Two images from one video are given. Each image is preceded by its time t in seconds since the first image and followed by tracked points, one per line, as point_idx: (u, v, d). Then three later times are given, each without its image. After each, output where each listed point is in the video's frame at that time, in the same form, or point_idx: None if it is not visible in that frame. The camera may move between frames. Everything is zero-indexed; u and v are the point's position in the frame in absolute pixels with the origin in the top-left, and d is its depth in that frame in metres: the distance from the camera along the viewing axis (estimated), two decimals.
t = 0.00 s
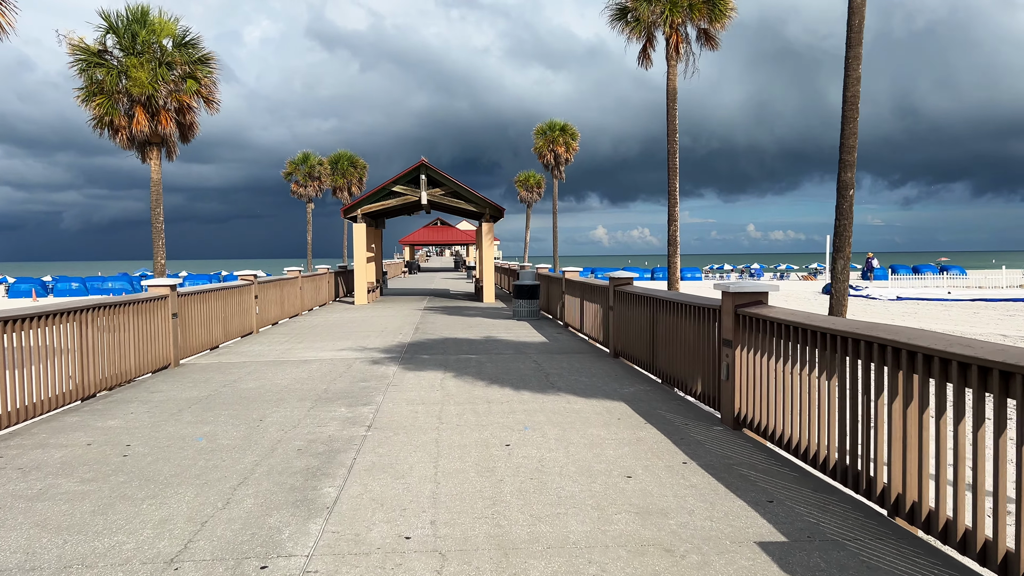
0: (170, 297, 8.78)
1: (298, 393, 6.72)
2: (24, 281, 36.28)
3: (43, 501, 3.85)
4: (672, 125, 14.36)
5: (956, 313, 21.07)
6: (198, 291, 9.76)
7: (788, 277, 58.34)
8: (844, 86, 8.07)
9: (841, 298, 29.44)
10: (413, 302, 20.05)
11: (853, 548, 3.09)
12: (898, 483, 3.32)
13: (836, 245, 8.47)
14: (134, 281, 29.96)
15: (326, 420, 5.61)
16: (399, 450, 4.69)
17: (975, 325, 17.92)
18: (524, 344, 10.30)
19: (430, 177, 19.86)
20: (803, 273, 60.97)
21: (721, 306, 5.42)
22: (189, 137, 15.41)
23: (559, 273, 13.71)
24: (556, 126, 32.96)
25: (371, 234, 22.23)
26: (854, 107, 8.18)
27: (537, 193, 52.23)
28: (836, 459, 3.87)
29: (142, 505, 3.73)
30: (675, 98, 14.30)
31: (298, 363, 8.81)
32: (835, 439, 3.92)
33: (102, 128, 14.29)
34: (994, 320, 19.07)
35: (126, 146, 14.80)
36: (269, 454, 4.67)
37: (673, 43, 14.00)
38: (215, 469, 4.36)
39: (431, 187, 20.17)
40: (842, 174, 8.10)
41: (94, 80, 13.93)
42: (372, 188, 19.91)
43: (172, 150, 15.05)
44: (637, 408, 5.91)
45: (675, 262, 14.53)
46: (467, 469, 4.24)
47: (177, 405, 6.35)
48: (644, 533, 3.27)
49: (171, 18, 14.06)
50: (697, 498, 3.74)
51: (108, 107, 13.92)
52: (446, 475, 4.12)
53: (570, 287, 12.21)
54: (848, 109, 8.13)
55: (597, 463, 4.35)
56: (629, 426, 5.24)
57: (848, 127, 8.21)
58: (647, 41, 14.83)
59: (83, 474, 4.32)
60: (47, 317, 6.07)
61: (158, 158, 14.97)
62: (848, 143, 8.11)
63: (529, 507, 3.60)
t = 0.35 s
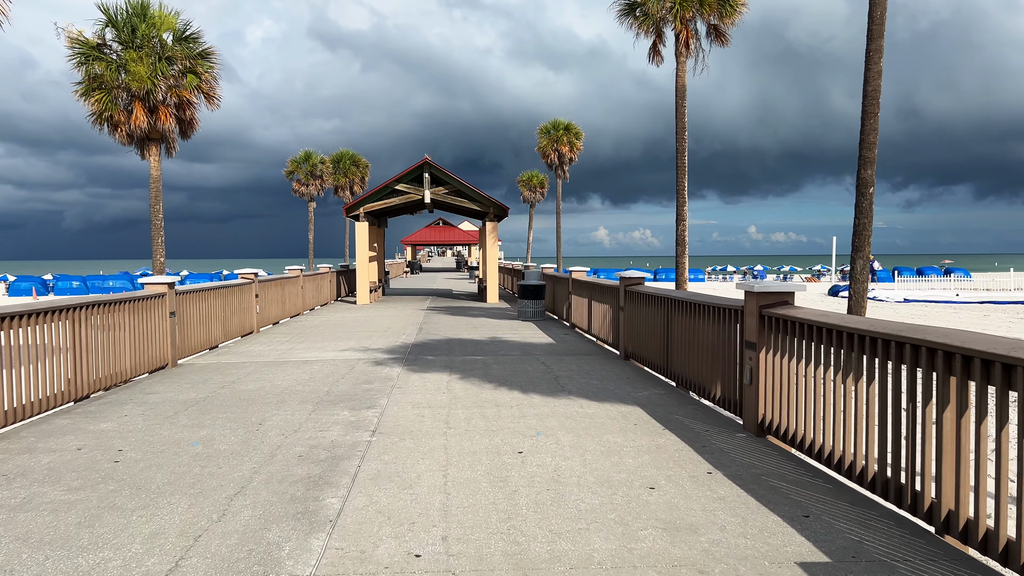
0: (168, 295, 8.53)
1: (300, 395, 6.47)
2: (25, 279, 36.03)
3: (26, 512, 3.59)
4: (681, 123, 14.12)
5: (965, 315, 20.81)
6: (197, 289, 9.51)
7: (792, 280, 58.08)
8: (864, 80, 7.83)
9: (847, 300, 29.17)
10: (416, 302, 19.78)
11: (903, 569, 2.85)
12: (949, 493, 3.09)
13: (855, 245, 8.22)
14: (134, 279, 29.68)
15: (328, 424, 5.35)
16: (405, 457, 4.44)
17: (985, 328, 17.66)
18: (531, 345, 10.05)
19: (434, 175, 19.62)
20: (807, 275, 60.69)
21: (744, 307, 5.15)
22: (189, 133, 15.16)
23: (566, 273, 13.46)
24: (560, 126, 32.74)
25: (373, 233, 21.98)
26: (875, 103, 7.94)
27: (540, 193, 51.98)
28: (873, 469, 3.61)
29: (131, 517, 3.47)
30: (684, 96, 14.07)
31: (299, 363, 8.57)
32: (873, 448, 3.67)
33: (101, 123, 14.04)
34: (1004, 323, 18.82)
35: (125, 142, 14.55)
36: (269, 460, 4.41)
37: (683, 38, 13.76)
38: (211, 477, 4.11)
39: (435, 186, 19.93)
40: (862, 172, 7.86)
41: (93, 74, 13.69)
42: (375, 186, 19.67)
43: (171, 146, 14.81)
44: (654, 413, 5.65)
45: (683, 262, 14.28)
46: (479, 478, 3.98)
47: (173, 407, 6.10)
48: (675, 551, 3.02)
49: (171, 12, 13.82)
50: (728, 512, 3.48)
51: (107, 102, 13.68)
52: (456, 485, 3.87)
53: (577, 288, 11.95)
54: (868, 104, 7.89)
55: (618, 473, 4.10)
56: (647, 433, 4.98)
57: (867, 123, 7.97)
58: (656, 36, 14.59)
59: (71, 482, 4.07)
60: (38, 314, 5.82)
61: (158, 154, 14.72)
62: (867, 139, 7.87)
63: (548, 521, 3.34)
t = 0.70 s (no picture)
0: (170, 302, 8.27)
1: (306, 407, 6.20)
2: (29, 283, 35.85)
3: (10, 542, 3.31)
4: (694, 125, 13.85)
5: (980, 321, 20.48)
6: (200, 295, 9.25)
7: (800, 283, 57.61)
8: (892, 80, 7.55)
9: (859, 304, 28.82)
10: (423, 307, 19.50)
11: None
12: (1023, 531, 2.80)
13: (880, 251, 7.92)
14: (140, 283, 29.48)
15: (336, 441, 5.07)
16: (418, 478, 4.16)
17: (1002, 333, 17.34)
18: (542, 353, 9.77)
19: (441, 179, 19.36)
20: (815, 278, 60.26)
21: (775, 318, 4.89)
22: (194, 135, 14.93)
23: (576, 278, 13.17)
24: (567, 129, 32.50)
25: (379, 237, 21.72)
26: (902, 103, 7.64)
27: (547, 197, 51.72)
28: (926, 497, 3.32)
29: (123, 549, 3.20)
30: (697, 98, 13.79)
31: (304, 372, 8.31)
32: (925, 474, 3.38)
33: (103, 126, 13.82)
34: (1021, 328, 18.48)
35: (128, 145, 14.32)
36: (273, 482, 4.14)
37: (696, 39, 13.48)
38: (210, 502, 3.84)
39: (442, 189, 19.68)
40: (889, 175, 7.57)
41: (96, 76, 13.46)
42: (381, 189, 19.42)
43: (176, 148, 14.57)
44: (678, 430, 5.37)
45: (696, 267, 13.98)
46: (499, 505, 3.70)
47: (172, 421, 5.83)
48: None
49: (175, 12, 13.59)
50: (770, 544, 3.21)
51: (110, 103, 13.45)
52: (474, 512, 3.59)
53: (589, 293, 11.68)
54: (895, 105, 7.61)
55: (647, 499, 3.82)
56: (674, 452, 4.71)
57: (894, 125, 7.68)
58: (668, 37, 14.32)
59: (61, 507, 3.80)
60: (33, 324, 5.56)
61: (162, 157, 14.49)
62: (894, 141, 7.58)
63: (576, 555, 3.07)
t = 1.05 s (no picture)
0: (169, 309, 8.02)
1: (307, 419, 5.93)
2: (30, 290, 35.62)
3: None
4: (703, 127, 13.61)
5: (992, 325, 20.17)
6: (199, 302, 8.99)
7: (805, 288, 57.28)
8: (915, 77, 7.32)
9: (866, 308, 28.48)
10: (426, 313, 19.24)
11: None
12: None
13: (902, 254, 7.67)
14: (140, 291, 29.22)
15: (340, 456, 4.81)
16: (429, 498, 3.89)
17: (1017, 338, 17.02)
18: (551, 360, 9.51)
19: (445, 184, 19.12)
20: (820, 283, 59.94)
21: (805, 325, 4.64)
22: (194, 140, 14.70)
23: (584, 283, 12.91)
24: (571, 133, 32.30)
25: (382, 242, 21.49)
26: (925, 101, 7.39)
27: (550, 202, 51.50)
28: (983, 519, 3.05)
29: None
30: (705, 99, 13.56)
31: (307, 382, 8.04)
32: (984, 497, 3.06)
33: (102, 130, 13.59)
34: None
35: (127, 150, 14.09)
36: (273, 503, 3.87)
37: (705, 39, 13.26)
38: (206, 525, 3.57)
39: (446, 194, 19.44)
40: (913, 176, 7.33)
41: (94, 80, 13.24)
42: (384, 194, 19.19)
43: (175, 153, 14.34)
44: (700, 443, 5.10)
45: (706, 272, 13.72)
46: (517, 528, 3.44)
47: (168, 435, 5.56)
48: None
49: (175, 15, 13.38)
50: (815, 573, 2.94)
51: (110, 108, 13.22)
52: (491, 536, 3.32)
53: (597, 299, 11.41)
54: (917, 103, 7.37)
55: (676, 520, 3.55)
56: (699, 467, 4.45)
57: (917, 124, 7.42)
58: (676, 38, 14.11)
59: (45, 531, 3.53)
60: (23, 334, 5.30)
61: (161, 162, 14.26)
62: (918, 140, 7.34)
63: None
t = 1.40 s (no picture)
0: (162, 317, 7.75)
1: (307, 433, 5.66)
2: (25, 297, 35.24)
3: None
4: (707, 128, 13.38)
5: (997, 327, 19.93)
6: (194, 309, 8.72)
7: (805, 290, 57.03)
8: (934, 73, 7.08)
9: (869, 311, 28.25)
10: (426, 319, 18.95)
11: None
12: None
13: (921, 257, 7.41)
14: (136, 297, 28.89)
15: (342, 473, 4.54)
16: (438, 522, 3.62)
17: None
18: (557, 367, 9.24)
19: (444, 187, 18.87)
20: (820, 285, 59.72)
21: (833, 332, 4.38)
22: (188, 144, 14.43)
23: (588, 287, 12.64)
24: (569, 136, 32.08)
25: (380, 247, 21.22)
26: (944, 98, 7.15)
27: (548, 206, 51.26)
28: None
29: None
30: (710, 100, 13.33)
31: (305, 392, 7.78)
32: None
33: (95, 134, 13.31)
34: None
35: (121, 154, 13.81)
36: (271, 528, 3.60)
37: (709, 39, 13.03)
38: (198, 554, 3.30)
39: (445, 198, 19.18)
40: (932, 175, 7.07)
41: (86, 83, 12.96)
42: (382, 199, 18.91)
43: (169, 157, 14.07)
44: (721, 457, 4.84)
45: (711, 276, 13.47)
46: (536, 556, 3.17)
47: (160, 450, 5.28)
48: None
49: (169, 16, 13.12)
50: None
51: (102, 111, 12.94)
52: (508, 566, 3.06)
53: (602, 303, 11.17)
54: (936, 100, 7.13)
55: (706, 546, 3.29)
56: (724, 484, 4.19)
57: (935, 122, 7.17)
58: (679, 38, 13.87)
59: (24, 562, 3.26)
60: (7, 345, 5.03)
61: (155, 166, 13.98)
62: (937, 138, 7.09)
63: None
